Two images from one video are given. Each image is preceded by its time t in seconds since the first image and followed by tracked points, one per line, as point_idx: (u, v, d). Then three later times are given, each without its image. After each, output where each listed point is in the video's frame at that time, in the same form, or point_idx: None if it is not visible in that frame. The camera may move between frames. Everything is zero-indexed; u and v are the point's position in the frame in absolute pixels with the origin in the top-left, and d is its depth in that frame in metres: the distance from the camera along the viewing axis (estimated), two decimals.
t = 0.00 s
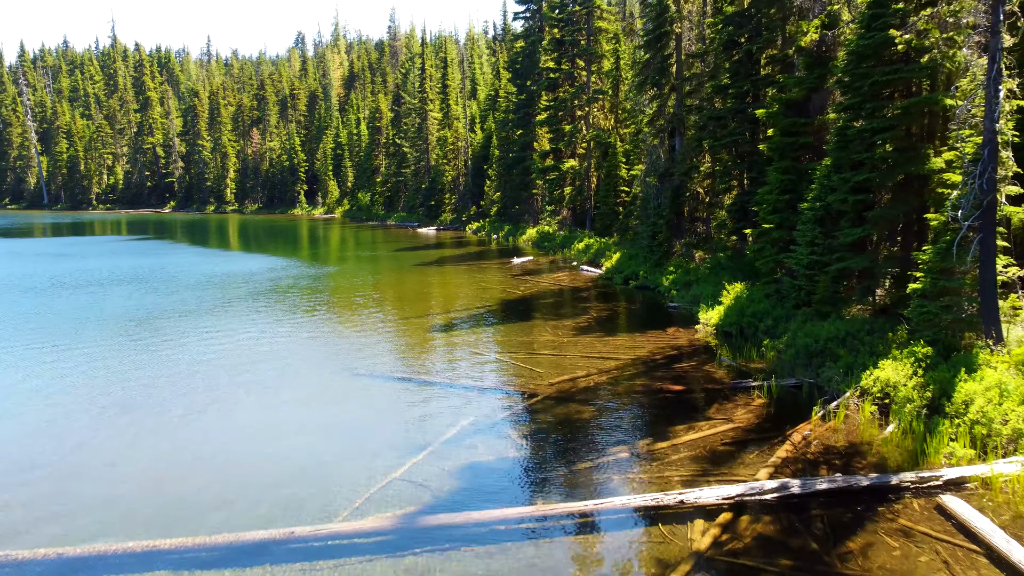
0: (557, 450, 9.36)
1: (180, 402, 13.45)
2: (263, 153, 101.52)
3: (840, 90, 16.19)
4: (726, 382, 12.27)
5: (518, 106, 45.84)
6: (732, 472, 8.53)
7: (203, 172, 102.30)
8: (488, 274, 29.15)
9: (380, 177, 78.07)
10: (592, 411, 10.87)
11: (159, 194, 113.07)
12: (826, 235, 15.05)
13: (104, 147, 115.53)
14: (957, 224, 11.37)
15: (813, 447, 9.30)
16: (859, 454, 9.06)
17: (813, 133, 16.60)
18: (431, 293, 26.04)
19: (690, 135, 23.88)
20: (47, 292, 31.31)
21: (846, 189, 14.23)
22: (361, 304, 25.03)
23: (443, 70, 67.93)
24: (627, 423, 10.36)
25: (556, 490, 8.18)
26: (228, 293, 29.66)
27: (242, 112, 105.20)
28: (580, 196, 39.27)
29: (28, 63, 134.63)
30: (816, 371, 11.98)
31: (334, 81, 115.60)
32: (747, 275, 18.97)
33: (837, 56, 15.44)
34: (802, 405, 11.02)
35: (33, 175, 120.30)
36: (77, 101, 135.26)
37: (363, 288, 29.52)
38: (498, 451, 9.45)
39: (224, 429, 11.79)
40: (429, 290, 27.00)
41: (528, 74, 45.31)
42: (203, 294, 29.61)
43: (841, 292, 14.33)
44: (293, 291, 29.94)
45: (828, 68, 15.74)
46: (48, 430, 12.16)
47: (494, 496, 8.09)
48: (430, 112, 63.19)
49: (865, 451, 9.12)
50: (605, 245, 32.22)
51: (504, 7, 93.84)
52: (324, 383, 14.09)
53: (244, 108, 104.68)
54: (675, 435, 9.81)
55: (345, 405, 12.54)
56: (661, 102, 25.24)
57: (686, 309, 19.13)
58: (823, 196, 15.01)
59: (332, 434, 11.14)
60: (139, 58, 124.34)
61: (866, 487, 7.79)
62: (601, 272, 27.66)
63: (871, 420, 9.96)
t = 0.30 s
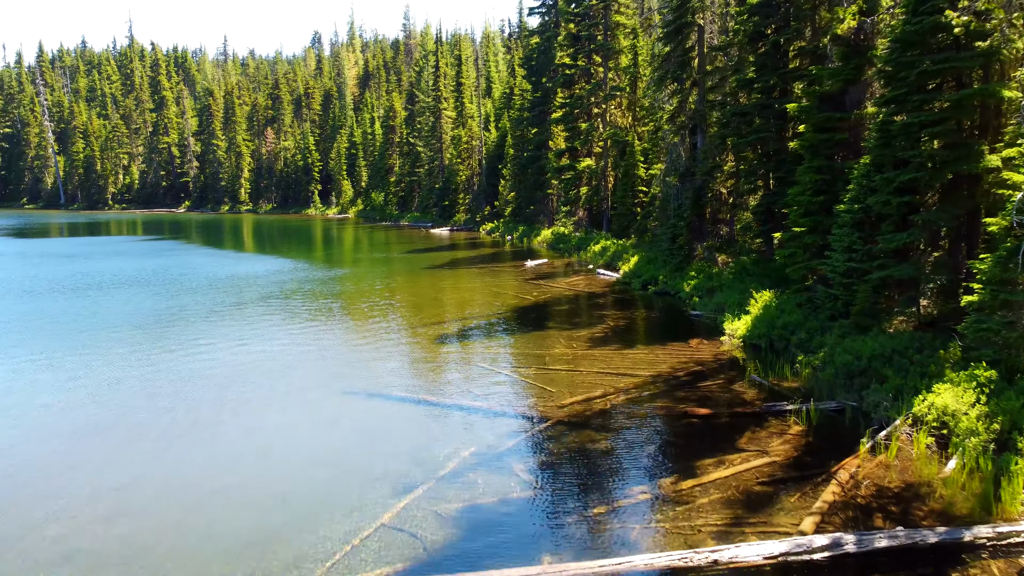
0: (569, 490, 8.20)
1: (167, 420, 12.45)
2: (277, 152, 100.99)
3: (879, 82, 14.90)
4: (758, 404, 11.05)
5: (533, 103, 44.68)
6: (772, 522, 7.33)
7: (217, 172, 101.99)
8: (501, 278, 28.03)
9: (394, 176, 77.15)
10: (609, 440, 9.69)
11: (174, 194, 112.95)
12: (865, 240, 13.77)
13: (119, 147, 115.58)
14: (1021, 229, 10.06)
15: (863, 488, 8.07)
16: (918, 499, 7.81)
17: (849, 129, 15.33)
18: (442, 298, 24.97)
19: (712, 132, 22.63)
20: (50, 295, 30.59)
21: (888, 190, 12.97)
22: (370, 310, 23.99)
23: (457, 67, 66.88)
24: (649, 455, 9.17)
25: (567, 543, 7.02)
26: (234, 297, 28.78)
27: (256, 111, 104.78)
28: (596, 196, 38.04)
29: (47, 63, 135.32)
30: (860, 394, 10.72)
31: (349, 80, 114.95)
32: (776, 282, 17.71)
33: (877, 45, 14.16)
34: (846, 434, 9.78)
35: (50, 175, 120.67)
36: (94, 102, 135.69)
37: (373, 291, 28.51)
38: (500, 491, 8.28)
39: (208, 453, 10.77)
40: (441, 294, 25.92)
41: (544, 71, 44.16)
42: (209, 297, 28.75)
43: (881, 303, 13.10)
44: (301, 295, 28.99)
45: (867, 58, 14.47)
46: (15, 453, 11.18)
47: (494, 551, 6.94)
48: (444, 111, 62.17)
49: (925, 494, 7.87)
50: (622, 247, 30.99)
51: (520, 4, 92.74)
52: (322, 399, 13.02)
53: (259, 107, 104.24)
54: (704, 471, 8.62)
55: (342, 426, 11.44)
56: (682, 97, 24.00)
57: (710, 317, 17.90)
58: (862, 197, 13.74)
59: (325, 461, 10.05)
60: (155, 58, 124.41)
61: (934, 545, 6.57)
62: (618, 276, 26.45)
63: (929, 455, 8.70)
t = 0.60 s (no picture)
0: (580, 544, 7.01)
1: (148, 440, 11.45)
2: (292, 152, 100.46)
3: (924, 73, 13.62)
4: (796, 433, 9.79)
5: (548, 101, 43.51)
6: None
7: (232, 172, 101.63)
8: (515, 282, 26.90)
9: (408, 176, 76.22)
10: (628, 477, 8.49)
11: (189, 193, 112.75)
12: (911, 246, 12.44)
13: (136, 147, 115.63)
14: None
15: (928, 544, 6.80)
16: (996, 557, 6.54)
17: (891, 124, 14.03)
18: (453, 302, 23.89)
19: (737, 129, 21.38)
20: (54, 300, 29.93)
21: (937, 192, 11.72)
22: (378, 315, 22.94)
23: (472, 65, 65.85)
24: (673, 497, 7.96)
25: None
26: (241, 301, 27.93)
27: (271, 111, 104.33)
28: (613, 197, 36.82)
29: (66, 64, 135.99)
30: (913, 423, 9.42)
31: (364, 79, 114.27)
32: (808, 290, 16.43)
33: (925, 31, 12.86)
34: (901, 471, 8.49)
35: (68, 175, 121.09)
36: (111, 102, 136.09)
37: (383, 295, 27.52)
38: (502, 543, 7.11)
39: (182, 480, 9.71)
40: (453, 299, 24.84)
41: (560, 67, 42.97)
42: (215, 302, 27.92)
43: (931, 316, 11.72)
44: (310, 298, 28.08)
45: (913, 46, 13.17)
46: None
47: None
48: (459, 109, 61.15)
49: (1003, 553, 6.58)
50: (640, 249, 29.80)
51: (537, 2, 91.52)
52: (318, 416, 11.95)
53: (274, 107, 103.76)
54: (739, 520, 7.38)
55: (334, 448, 10.35)
56: (705, 92, 22.76)
57: (737, 327, 16.64)
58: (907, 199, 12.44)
59: (311, 491, 8.97)
60: (172, 58, 124.48)
61: None
62: (637, 280, 25.23)
63: (1004, 500, 7.38)
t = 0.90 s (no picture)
0: None
1: (121, 461, 10.39)
2: (306, 151, 99.85)
3: (974, 60, 12.36)
4: (843, 465, 8.62)
5: (563, 98, 42.36)
6: None
7: (245, 171, 101.10)
8: (527, 285, 25.75)
9: (421, 175, 75.27)
10: (652, 521, 7.36)
11: (203, 193, 112.38)
12: (964, 251, 11.19)
13: (150, 146, 115.47)
14: None
15: None
16: None
17: (938, 117, 12.80)
18: (463, 307, 22.76)
19: (763, 125, 20.16)
20: (56, 303, 29.16)
21: (994, 191, 10.48)
22: (384, 320, 21.85)
23: (486, 62, 64.78)
24: (705, 548, 6.82)
25: None
26: (245, 304, 26.98)
27: (285, 109, 103.81)
28: (631, 196, 35.61)
29: (82, 64, 136.23)
30: (979, 457, 8.21)
31: (378, 78, 113.51)
32: (843, 297, 15.16)
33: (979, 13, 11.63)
34: (971, 518, 7.30)
35: (83, 175, 121.15)
36: (126, 101, 136.13)
37: (391, 298, 26.48)
38: None
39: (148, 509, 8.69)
40: (462, 303, 23.72)
41: (575, 63, 41.81)
42: (218, 305, 27.00)
43: (988, 329, 10.40)
44: (316, 301, 27.07)
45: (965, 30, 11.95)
46: None
47: None
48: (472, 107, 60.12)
49: None
50: (658, 251, 28.61)
51: None
52: (308, 437, 10.86)
53: (288, 105, 103.18)
54: None
55: (322, 475, 9.25)
56: (728, 86, 21.57)
57: (765, 337, 15.46)
58: (959, 199, 11.22)
59: (291, 527, 7.87)
60: (186, 57, 124.32)
61: None
62: (656, 284, 23.99)
63: None
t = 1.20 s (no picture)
0: None
1: (78, 493, 9.31)
2: (316, 151, 99.12)
3: None
4: (901, 511, 7.41)
5: (576, 95, 41.19)
6: None
7: (256, 171, 100.45)
8: (537, 289, 24.65)
9: (432, 175, 74.29)
10: None
11: (214, 193, 111.90)
12: None
13: (161, 146, 115.15)
14: None
15: None
16: None
17: (990, 110, 11.55)
18: (470, 311, 21.68)
19: (789, 121, 18.92)
20: (54, 306, 28.37)
21: None
22: (388, 324, 20.79)
23: (497, 60, 63.69)
24: None
25: None
26: (246, 308, 26.07)
27: (296, 109, 103.17)
28: (645, 196, 34.39)
29: (94, 64, 136.22)
30: None
31: (389, 77, 112.68)
32: (879, 307, 13.92)
33: None
34: None
35: (94, 175, 121.00)
36: (138, 101, 135.98)
37: (398, 301, 25.45)
38: None
39: (99, 554, 7.63)
40: (470, 306, 22.63)
41: (588, 59, 40.64)
42: (220, 309, 26.10)
43: None
44: (320, 305, 26.12)
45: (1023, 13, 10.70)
46: None
47: None
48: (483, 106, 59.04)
49: None
50: (675, 254, 27.41)
51: None
52: (289, 465, 9.73)
53: (298, 105, 102.49)
54: None
55: (299, 514, 8.12)
56: (750, 79, 20.33)
57: (794, 350, 14.24)
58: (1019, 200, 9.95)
59: None
60: (198, 57, 123.93)
61: None
62: (674, 289, 22.78)
63: None
